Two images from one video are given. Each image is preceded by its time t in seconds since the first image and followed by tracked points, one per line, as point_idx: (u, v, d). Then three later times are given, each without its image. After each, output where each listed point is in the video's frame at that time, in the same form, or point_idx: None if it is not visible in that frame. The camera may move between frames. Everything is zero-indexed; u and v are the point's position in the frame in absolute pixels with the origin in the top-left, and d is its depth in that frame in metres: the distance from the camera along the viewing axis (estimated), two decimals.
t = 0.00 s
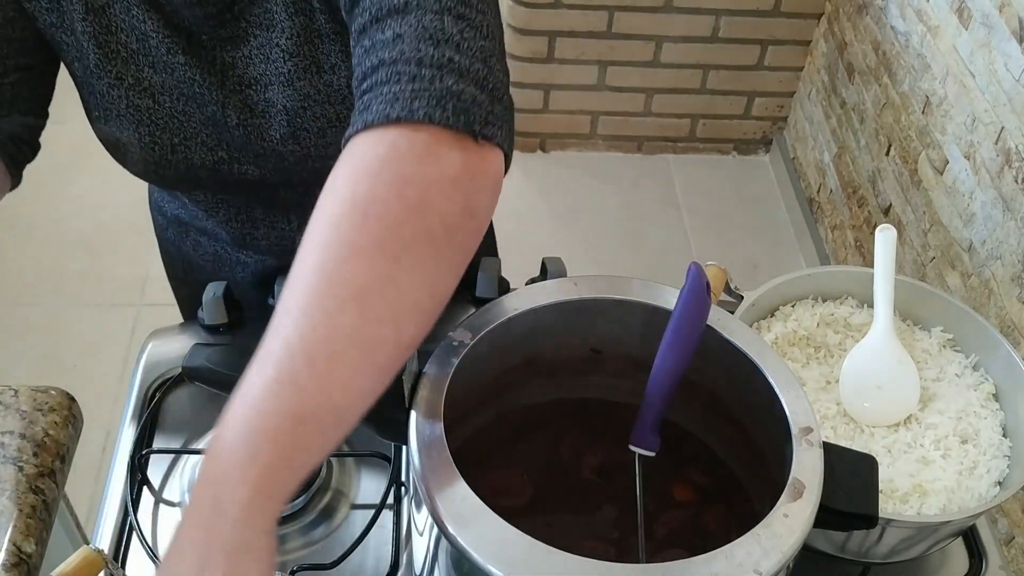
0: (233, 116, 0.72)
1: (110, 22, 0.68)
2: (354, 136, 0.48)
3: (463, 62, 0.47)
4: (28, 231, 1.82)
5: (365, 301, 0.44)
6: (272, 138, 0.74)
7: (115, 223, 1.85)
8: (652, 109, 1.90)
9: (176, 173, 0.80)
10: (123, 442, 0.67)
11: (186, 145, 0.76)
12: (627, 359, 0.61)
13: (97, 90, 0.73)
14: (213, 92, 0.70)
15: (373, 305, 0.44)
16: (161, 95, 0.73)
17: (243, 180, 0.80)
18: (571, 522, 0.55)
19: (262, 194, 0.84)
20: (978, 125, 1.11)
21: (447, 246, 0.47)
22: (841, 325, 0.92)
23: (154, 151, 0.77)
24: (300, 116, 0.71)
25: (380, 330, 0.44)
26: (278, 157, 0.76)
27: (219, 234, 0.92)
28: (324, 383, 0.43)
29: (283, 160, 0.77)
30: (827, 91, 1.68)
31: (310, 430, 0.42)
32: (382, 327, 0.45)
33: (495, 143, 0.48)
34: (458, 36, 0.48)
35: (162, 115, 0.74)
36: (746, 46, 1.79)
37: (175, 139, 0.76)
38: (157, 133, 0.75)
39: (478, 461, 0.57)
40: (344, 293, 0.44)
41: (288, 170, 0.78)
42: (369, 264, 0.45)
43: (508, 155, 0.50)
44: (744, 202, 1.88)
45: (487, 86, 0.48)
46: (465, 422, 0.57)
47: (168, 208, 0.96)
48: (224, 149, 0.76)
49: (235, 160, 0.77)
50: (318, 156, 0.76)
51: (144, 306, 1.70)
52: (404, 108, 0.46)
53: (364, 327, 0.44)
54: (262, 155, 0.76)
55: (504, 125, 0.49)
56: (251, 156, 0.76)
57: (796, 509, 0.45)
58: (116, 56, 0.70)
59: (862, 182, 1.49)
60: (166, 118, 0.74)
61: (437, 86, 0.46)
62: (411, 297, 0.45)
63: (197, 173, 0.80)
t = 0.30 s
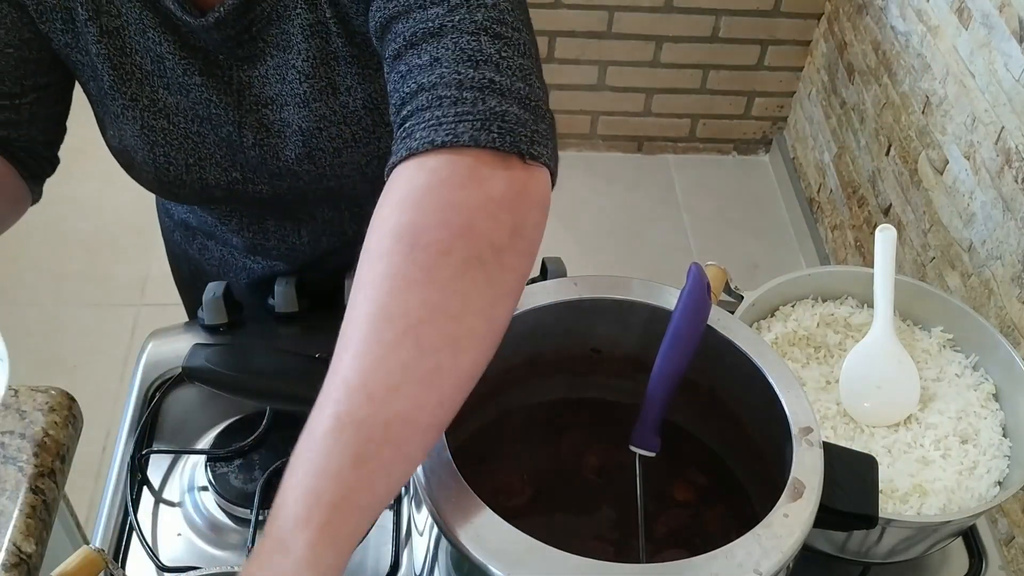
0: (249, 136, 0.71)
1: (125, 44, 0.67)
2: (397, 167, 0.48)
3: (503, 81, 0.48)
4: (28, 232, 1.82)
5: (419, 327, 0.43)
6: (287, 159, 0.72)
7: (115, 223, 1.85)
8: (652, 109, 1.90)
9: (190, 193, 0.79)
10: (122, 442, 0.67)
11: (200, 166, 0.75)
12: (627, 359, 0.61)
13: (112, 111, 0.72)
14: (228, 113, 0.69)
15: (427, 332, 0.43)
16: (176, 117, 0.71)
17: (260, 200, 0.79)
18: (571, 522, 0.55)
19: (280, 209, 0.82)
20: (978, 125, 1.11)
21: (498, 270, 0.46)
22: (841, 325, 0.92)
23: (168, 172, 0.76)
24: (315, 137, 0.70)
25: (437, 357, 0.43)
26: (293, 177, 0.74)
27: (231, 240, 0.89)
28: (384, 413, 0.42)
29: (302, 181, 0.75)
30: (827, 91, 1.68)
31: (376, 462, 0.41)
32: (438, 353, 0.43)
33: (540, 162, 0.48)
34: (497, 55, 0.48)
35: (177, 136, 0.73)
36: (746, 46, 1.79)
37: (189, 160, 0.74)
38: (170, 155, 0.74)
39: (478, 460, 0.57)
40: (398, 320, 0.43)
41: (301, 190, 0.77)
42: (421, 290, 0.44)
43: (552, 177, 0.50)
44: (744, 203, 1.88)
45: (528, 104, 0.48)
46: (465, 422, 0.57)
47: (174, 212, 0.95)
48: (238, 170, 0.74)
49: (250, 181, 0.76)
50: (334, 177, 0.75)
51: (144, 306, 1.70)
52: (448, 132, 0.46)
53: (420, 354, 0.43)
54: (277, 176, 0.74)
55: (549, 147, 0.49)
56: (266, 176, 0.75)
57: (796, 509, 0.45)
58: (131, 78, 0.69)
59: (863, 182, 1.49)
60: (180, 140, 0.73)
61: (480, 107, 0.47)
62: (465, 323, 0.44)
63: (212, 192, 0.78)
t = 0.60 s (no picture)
0: (258, 147, 0.71)
1: (137, 53, 0.67)
2: (409, 181, 0.47)
3: (515, 93, 0.45)
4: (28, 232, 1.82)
5: (428, 350, 0.43)
6: (298, 169, 0.72)
7: (116, 223, 1.85)
8: (652, 109, 1.90)
9: (198, 201, 0.79)
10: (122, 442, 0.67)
11: (210, 177, 0.75)
12: (627, 358, 0.61)
13: (121, 120, 0.72)
14: (238, 123, 0.69)
15: (435, 355, 0.43)
16: (186, 127, 0.71)
17: (270, 207, 0.79)
18: (572, 521, 0.55)
19: (291, 215, 0.81)
20: (978, 125, 1.11)
21: (509, 290, 0.45)
22: (841, 325, 0.92)
23: (178, 181, 0.76)
24: (325, 148, 0.70)
25: (444, 382, 0.43)
26: (303, 186, 0.75)
27: (242, 242, 0.88)
28: (388, 436, 0.42)
29: (311, 190, 0.75)
30: (827, 91, 1.68)
31: (375, 487, 0.41)
32: (445, 377, 0.43)
33: (555, 174, 0.46)
34: (508, 65, 0.46)
35: (187, 147, 0.73)
36: (746, 46, 1.79)
37: (198, 170, 0.75)
38: (180, 164, 0.74)
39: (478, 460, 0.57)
40: (405, 343, 0.43)
41: (312, 199, 0.77)
42: (429, 313, 0.43)
43: (569, 186, 0.48)
44: (744, 203, 1.88)
45: (541, 114, 0.46)
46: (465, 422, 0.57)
47: (184, 213, 0.94)
48: (247, 179, 0.75)
49: (261, 190, 0.76)
50: (344, 186, 0.75)
51: (144, 306, 1.70)
52: (459, 148, 0.45)
53: (427, 378, 0.43)
54: (287, 185, 0.75)
55: (565, 160, 0.47)
56: (276, 186, 0.75)
57: (796, 509, 0.45)
58: (142, 87, 0.69)
59: (863, 182, 1.49)
60: (190, 151, 0.73)
61: (492, 120, 0.45)
62: (473, 346, 0.44)
63: (220, 201, 0.79)
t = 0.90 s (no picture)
0: (269, 149, 0.71)
1: (148, 56, 0.67)
2: (422, 196, 0.47)
3: (529, 109, 0.45)
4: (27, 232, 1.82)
5: (445, 364, 0.43)
6: (308, 172, 0.72)
7: (116, 223, 1.85)
8: (652, 109, 1.90)
9: (207, 203, 0.79)
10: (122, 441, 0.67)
11: (220, 179, 0.75)
12: (626, 358, 0.61)
13: (131, 121, 0.72)
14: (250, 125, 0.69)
15: (451, 370, 0.43)
16: (196, 130, 0.71)
17: (278, 209, 0.79)
18: (572, 521, 0.55)
19: (297, 216, 0.81)
20: (978, 125, 1.11)
21: (524, 305, 0.45)
22: (841, 325, 0.92)
23: (187, 183, 0.76)
24: (336, 150, 0.70)
25: (460, 395, 0.43)
26: (314, 189, 0.75)
27: (251, 242, 0.88)
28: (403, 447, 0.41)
29: (323, 192, 0.75)
30: (827, 91, 1.68)
31: (392, 495, 0.41)
32: (462, 390, 0.43)
33: (568, 191, 0.46)
34: (522, 80, 0.46)
35: (197, 149, 0.72)
36: (746, 46, 1.79)
37: (208, 172, 0.74)
38: (189, 166, 0.74)
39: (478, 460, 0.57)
40: (420, 355, 0.43)
41: (322, 201, 0.77)
42: (444, 328, 0.43)
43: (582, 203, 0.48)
44: (744, 203, 1.88)
45: (555, 130, 0.46)
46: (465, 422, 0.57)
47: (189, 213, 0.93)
48: (257, 182, 0.75)
49: (270, 194, 0.76)
50: (355, 190, 0.75)
51: (145, 306, 1.70)
52: (473, 164, 0.45)
53: (444, 391, 0.42)
54: (297, 188, 0.74)
55: (578, 172, 0.47)
56: (286, 189, 0.75)
57: (796, 509, 0.45)
58: (154, 89, 0.69)
59: (863, 182, 1.49)
60: (200, 153, 0.73)
61: (505, 137, 0.45)
62: (489, 359, 0.44)
63: (230, 203, 0.78)
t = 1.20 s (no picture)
0: (286, 145, 0.71)
1: (161, 55, 0.67)
2: (484, 175, 0.47)
3: (585, 90, 0.46)
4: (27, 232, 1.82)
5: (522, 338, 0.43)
6: (323, 169, 0.73)
7: (116, 223, 1.85)
8: (652, 109, 1.90)
9: (219, 204, 0.79)
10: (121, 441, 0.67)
11: (233, 178, 0.75)
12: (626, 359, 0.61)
13: (143, 122, 0.72)
14: (266, 121, 0.70)
15: (529, 342, 0.43)
16: (210, 128, 0.71)
17: (289, 209, 0.79)
18: (572, 521, 0.55)
19: (302, 216, 0.81)
20: (978, 125, 1.11)
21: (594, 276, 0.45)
22: (841, 325, 0.92)
23: (200, 183, 0.76)
24: (353, 145, 0.70)
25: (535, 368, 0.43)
26: (328, 187, 0.75)
27: (254, 243, 0.87)
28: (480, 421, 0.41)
29: (336, 188, 0.75)
30: (827, 91, 1.68)
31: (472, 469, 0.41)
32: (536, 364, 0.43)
33: (625, 169, 0.47)
34: (576, 64, 0.47)
35: (210, 148, 0.72)
36: (746, 46, 1.79)
37: (220, 171, 0.74)
38: (202, 166, 0.74)
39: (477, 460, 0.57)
40: (494, 329, 0.43)
41: (335, 199, 0.77)
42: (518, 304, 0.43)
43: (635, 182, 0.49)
44: (744, 203, 1.88)
45: (610, 112, 0.47)
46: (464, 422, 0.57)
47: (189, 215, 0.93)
48: (270, 181, 0.75)
49: (283, 193, 0.76)
50: (370, 186, 0.75)
51: (145, 306, 1.70)
52: (538, 142, 0.45)
53: (520, 364, 0.42)
54: (310, 186, 0.75)
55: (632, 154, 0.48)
56: (299, 187, 0.75)
57: (796, 509, 0.45)
58: (166, 89, 0.69)
59: (862, 182, 1.49)
60: (214, 152, 0.73)
61: (566, 117, 0.46)
62: (563, 333, 0.44)
63: (242, 203, 0.78)
